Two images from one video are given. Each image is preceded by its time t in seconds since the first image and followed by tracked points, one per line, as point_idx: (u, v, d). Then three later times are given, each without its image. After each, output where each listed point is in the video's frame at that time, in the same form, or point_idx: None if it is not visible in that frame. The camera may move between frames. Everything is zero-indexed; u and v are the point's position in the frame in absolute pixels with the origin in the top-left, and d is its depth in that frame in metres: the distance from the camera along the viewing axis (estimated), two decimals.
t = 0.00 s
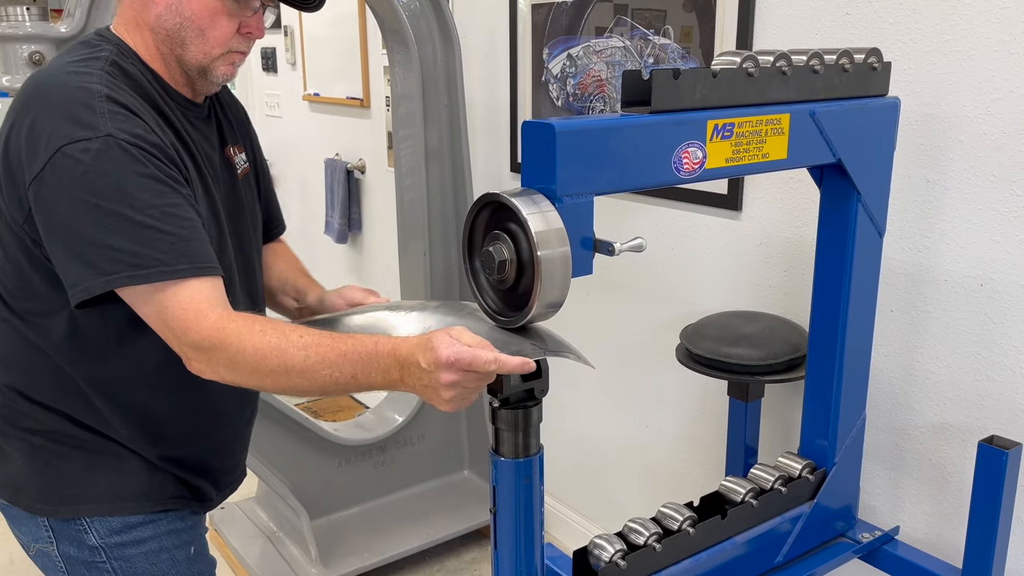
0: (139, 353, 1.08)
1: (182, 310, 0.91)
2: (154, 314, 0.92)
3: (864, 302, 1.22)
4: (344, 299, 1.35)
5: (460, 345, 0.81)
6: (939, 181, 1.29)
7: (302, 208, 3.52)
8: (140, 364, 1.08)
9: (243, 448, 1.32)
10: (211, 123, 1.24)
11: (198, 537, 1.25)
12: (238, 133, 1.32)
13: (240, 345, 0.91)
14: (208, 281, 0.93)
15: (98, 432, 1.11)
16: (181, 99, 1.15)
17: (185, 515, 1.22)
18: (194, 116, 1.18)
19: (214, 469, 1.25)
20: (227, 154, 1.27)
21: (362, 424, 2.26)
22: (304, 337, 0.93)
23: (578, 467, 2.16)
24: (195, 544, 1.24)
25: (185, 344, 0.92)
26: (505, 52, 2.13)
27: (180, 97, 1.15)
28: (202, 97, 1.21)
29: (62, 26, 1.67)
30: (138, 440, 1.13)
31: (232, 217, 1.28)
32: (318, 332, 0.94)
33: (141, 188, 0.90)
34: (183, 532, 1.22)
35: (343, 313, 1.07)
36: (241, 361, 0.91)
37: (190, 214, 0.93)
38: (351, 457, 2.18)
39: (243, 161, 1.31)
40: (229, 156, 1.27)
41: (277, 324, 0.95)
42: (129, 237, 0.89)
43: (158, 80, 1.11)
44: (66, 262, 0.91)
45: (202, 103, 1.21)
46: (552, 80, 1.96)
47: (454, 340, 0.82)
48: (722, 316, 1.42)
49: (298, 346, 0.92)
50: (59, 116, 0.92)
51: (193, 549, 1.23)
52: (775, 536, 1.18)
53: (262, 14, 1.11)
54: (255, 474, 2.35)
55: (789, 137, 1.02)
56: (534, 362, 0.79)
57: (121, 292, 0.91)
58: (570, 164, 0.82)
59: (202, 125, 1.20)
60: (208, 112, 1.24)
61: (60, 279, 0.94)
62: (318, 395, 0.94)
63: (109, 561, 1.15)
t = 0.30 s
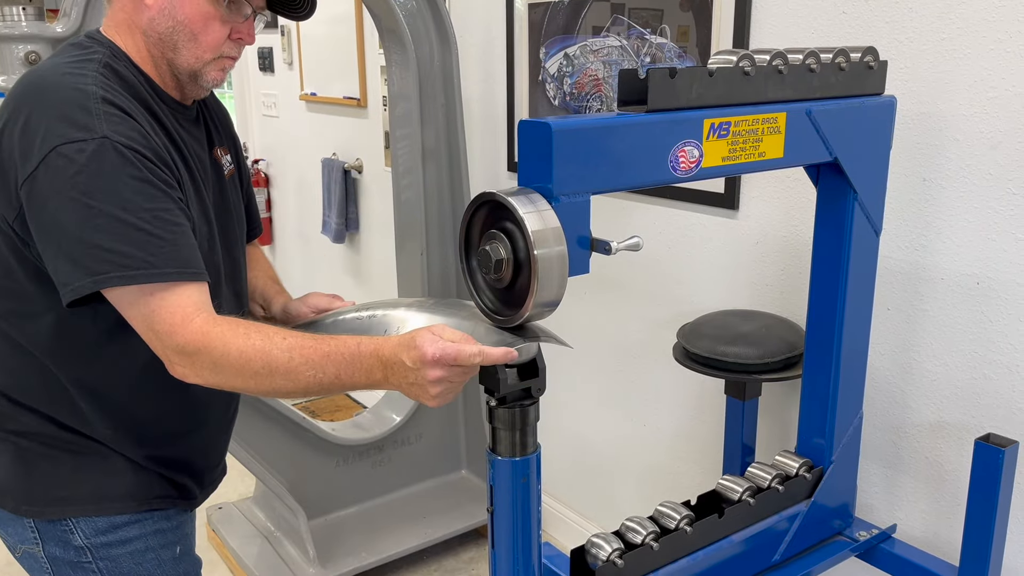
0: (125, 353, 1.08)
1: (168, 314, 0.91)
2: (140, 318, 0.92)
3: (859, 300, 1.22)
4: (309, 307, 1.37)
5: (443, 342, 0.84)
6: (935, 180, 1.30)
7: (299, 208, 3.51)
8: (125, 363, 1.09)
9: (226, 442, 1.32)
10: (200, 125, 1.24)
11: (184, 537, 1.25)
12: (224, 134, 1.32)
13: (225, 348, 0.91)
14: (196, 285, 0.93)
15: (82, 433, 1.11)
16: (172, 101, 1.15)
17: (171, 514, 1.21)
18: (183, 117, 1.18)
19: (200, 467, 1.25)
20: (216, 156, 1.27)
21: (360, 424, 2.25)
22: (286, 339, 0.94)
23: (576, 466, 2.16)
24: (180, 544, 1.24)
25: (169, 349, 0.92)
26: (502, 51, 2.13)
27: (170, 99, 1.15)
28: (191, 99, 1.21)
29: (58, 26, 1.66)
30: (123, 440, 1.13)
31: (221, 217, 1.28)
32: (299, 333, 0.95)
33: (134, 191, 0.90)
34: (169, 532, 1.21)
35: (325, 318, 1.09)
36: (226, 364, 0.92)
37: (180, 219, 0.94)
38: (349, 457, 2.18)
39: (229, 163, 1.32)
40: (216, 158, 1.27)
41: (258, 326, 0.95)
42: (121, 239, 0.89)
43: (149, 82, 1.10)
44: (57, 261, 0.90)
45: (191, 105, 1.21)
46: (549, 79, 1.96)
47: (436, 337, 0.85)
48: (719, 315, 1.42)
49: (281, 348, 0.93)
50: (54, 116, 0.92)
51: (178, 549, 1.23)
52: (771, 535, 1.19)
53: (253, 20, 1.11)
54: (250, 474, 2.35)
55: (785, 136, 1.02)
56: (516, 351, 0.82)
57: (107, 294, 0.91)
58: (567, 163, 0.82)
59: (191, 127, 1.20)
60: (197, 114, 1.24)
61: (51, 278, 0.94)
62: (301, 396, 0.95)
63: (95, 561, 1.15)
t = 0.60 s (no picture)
0: (116, 354, 1.08)
1: (159, 319, 0.91)
2: (132, 323, 0.92)
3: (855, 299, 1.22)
4: (297, 314, 1.36)
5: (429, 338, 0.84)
6: (930, 178, 1.30)
7: (295, 209, 3.51)
8: (116, 364, 1.08)
9: (217, 442, 1.31)
10: (200, 129, 1.23)
11: (175, 538, 1.24)
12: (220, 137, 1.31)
13: (215, 351, 0.91)
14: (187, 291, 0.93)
15: (71, 435, 1.11)
16: (174, 105, 1.15)
17: (162, 515, 1.21)
18: (184, 121, 1.18)
19: (190, 467, 1.25)
20: (214, 160, 1.28)
21: (357, 424, 2.25)
22: (275, 338, 0.94)
23: (573, 465, 2.16)
24: (172, 545, 1.23)
25: (160, 354, 0.92)
26: (498, 50, 2.13)
27: (172, 104, 1.15)
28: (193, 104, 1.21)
29: (54, 25, 1.64)
30: (114, 442, 1.13)
31: (219, 221, 1.28)
32: (287, 332, 0.96)
33: (136, 196, 0.90)
34: (159, 533, 1.21)
35: (316, 321, 1.09)
36: (217, 367, 0.92)
37: (180, 225, 0.94)
38: (345, 457, 2.17)
39: (227, 168, 1.32)
40: (214, 162, 1.28)
41: (246, 327, 0.95)
42: (122, 242, 0.89)
43: (153, 86, 1.10)
44: (55, 262, 0.90)
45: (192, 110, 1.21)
46: (545, 78, 1.96)
47: (422, 333, 0.85)
48: (715, 314, 1.42)
49: (270, 348, 0.93)
50: (60, 116, 0.91)
51: (169, 550, 1.23)
52: (768, 533, 1.19)
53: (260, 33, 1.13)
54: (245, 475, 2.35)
55: (780, 135, 1.03)
56: (502, 344, 0.83)
57: (102, 297, 0.91)
58: (563, 162, 0.82)
59: (191, 131, 1.20)
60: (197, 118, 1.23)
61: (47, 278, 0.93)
62: (291, 394, 0.96)
63: (85, 563, 1.14)
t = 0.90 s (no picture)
0: (114, 357, 1.07)
1: (173, 317, 0.91)
2: (146, 322, 0.91)
3: (850, 297, 1.23)
4: (313, 306, 1.36)
5: (444, 344, 0.81)
6: (923, 176, 1.30)
7: (289, 209, 3.51)
8: (114, 367, 1.08)
9: (217, 448, 1.31)
10: (206, 133, 1.23)
11: (174, 540, 1.24)
12: (228, 143, 1.31)
13: (228, 351, 0.90)
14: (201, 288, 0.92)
15: (70, 437, 1.10)
16: (182, 108, 1.15)
17: (160, 518, 1.21)
18: (191, 123, 1.18)
19: (190, 470, 1.25)
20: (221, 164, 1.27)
21: (352, 424, 2.25)
22: (289, 339, 0.92)
23: (569, 464, 2.16)
24: (170, 547, 1.23)
25: (173, 353, 0.92)
26: (491, 49, 2.13)
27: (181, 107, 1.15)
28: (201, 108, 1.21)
29: (46, 25, 1.63)
30: (113, 445, 1.12)
31: (225, 226, 1.28)
32: (303, 333, 0.94)
33: (145, 194, 0.90)
34: (159, 535, 1.21)
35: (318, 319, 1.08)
36: (230, 367, 0.91)
37: (190, 224, 0.93)
38: (340, 457, 2.17)
39: (234, 171, 1.31)
40: (221, 166, 1.27)
41: (261, 328, 0.94)
42: (129, 241, 0.89)
43: (162, 88, 1.10)
44: (60, 262, 0.89)
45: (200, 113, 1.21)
46: (539, 77, 1.96)
47: (438, 338, 0.82)
48: (709, 313, 1.43)
49: (284, 349, 0.92)
50: (66, 115, 0.91)
51: (168, 552, 1.22)
52: (762, 531, 1.19)
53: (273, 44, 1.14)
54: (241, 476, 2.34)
55: (774, 134, 1.03)
56: (520, 354, 0.80)
57: (111, 297, 0.91)
58: (557, 161, 0.82)
59: (196, 135, 1.19)
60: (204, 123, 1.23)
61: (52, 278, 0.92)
62: (307, 396, 0.94)
63: (84, 567, 1.14)
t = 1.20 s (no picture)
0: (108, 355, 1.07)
1: (181, 308, 0.89)
2: (153, 313, 0.90)
3: (840, 293, 1.23)
4: (326, 295, 1.35)
5: (461, 355, 0.79)
6: (912, 173, 1.31)
7: (281, 208, 3.50)
8: (108, 365, 1.07)
9: (219, 453, 1.31)
10: (206, 130, 1.22)
11: (171, 540, 1.23)
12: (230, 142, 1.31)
13: (236, 345, 0.89)
14: (205, 280, 0.91)
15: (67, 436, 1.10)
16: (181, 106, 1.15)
17: (156, 517, 1.20)
18: (189, 121, 1.17)
19: (188, 470, 1.24)
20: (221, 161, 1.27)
21: (344, 423, 2.24)
22: (300, 337, 0.90)
23: (561, 462, 2.17)
24: (167, 546, 1.22)
25: (182, 344, 0.90)
26: (482, 47, 2.13)
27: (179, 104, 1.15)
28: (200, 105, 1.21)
29: (35, 23, 1.62)
30: (110, 443, 1.12)
31: (225, 225, 1.27)
32: (316, 331, 0.92)
33: (144, 187, 0.90)
34: (156, 535, 1.20)
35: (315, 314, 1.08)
36: (238, 361, 0.89)
37: (191, 215, 0.93)
38: (332, 455, 2.17)
39: (235, 169, 1.30)
40: (221, 164, 1.27)
41: (273, 323, 0.92)
42: (129, 235, 0.88)
43: (161, 86, 1.10)
44: (60, 260, 0.89)
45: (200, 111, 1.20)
46: (531, 76, 1.96)
47: (455, 348, 0.80)
48: (700, 310, 1.43)
49: (294, 347, 0.90)
50: (62, 112, 0.91)
51: (165, 552, 1.21)
52: (753, 526, 1.19)
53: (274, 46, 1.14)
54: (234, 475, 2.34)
55: (764, 130, 1.03)
56: (539, 371, 0.78)
57: (115, 292, 0.90)
58: (547, 158, 0.82)
59: (196, 132, 1.19)
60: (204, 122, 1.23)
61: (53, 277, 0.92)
62: (315, 396, 0.92)
63: (80, 566, 1.13)
